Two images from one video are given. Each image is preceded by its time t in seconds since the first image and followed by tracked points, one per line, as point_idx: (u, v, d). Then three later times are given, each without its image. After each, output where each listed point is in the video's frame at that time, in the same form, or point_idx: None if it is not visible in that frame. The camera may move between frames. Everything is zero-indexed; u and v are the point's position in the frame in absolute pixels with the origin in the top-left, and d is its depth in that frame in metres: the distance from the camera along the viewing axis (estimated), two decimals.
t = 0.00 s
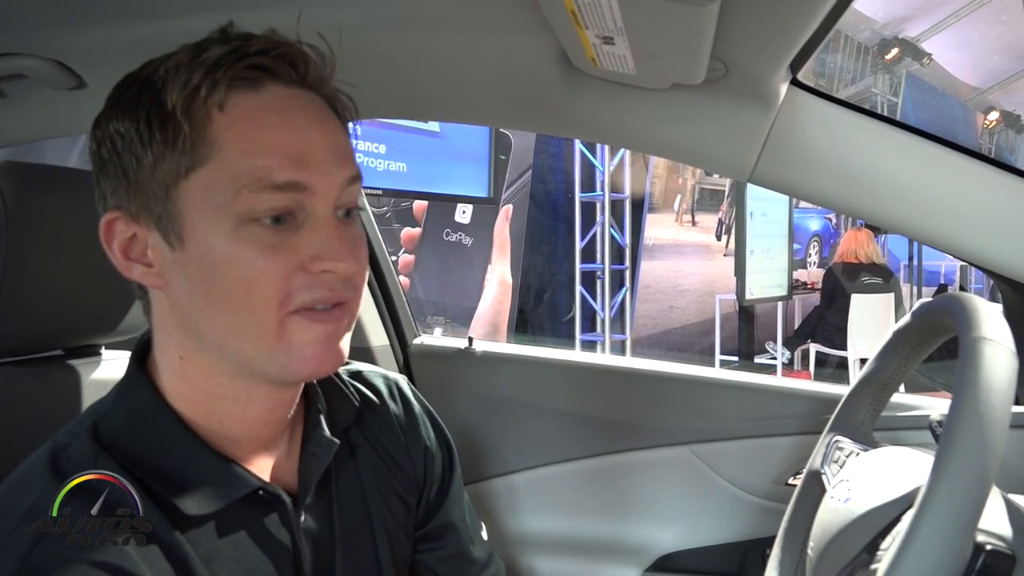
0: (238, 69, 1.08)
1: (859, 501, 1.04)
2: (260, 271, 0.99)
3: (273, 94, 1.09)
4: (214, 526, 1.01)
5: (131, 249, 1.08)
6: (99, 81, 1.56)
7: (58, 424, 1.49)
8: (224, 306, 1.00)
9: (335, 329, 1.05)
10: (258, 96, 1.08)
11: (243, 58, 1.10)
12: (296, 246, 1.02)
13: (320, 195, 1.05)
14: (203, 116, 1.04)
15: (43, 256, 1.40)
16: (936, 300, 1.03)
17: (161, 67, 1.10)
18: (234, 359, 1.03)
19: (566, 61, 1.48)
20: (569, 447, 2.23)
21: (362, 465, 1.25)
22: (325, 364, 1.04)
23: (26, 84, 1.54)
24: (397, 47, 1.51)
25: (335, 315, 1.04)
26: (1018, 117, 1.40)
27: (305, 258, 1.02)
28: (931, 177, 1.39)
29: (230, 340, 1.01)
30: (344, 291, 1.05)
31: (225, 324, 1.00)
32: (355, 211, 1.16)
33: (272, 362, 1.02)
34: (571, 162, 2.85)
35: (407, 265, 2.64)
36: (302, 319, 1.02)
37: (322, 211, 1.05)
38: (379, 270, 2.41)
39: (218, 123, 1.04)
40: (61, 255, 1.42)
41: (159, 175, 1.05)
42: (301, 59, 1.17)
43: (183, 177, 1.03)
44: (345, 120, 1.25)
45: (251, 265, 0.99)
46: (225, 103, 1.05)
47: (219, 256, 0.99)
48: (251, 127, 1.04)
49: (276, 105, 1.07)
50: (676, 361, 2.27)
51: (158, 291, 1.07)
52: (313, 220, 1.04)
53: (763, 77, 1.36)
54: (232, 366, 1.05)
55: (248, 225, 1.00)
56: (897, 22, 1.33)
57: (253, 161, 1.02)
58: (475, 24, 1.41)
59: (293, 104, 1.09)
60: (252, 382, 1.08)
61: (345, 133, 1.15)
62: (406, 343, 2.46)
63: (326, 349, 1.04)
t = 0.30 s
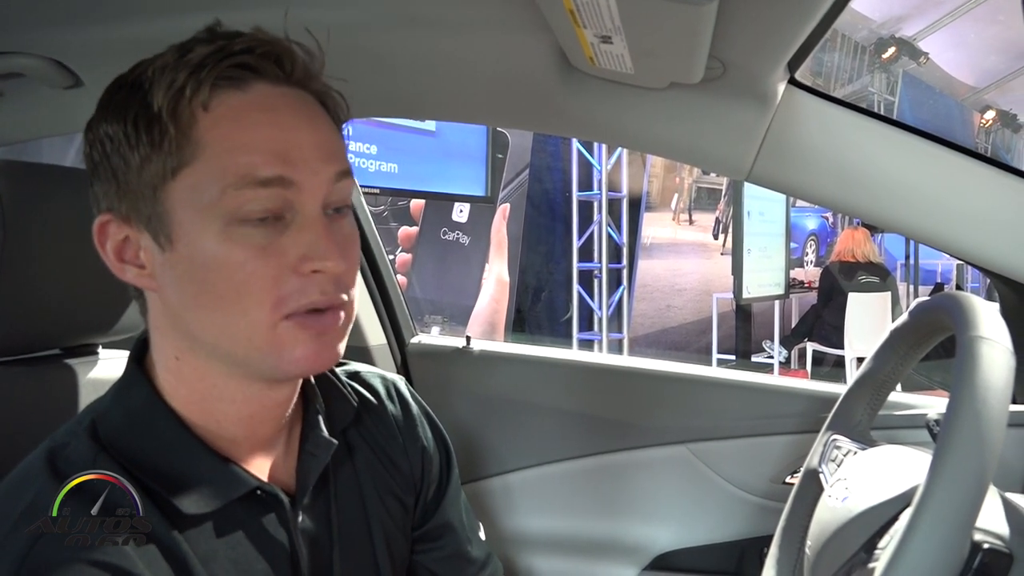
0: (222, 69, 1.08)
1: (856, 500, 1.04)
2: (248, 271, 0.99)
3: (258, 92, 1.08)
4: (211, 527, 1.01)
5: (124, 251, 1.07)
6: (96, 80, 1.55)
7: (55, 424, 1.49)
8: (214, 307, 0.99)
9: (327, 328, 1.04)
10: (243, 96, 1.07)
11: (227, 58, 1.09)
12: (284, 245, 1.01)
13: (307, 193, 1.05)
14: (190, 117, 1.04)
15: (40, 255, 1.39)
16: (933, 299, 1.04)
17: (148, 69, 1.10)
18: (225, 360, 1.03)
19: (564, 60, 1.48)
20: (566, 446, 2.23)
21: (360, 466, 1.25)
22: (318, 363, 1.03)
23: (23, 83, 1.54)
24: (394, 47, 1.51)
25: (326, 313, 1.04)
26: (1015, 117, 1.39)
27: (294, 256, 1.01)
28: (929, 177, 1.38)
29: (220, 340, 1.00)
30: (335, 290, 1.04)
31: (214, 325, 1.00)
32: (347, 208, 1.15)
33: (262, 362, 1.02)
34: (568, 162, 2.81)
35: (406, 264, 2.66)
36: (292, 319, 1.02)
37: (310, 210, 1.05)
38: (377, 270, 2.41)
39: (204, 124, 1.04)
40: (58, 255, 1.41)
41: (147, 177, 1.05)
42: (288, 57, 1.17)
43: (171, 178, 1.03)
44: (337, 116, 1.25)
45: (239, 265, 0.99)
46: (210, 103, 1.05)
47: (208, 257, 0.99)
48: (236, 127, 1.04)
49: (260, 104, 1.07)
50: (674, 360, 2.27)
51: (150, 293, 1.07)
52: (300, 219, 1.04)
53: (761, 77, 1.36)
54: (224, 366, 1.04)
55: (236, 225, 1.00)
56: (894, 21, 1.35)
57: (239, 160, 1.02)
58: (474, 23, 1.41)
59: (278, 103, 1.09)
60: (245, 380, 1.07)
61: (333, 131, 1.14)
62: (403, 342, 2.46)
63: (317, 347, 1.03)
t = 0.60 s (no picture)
0: (157, 78, 1.04)
1: (854, 500, 1.04)
2: (203, 285, 0.98)
3: (197, 98, 1.05)
4: (208, 529, 1.01)
5: (102, 267, 1.07)
6: (92, 80, 1.55)
7: (52, 425, 1.48)
8: (173, 321, 1.00)
9: (294, 331, 1.03)
10: (180, 103, 1.04)
11: (162, 64, 1.05)
12: (236, 254, 1.00)
13: (255, 198, 1.03)
14: (133, 133, 1.02)
15: (36, 256, 1.39)
16: (931, 298, 1.04)
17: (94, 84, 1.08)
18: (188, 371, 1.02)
19: (560, 61, 1.48)
20: (564, 446, 2.23)
21: (358, 469, 1.24)
22: (285, 367, 1.02)
23: (19, 84, 1.54)
24: (391, 47, 1.51)
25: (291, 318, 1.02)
26: (1010, 116, 1.40)
27: (248, 264, 1.00)
28: (925, 177, 1.38)
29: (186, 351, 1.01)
30: (297, 293, 1.02)
31: (178, 338, 1.00)
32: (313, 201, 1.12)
33: (232, 368, 1.01)
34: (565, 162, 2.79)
35: (401, 264, 2.61)
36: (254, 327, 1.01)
37: (260, 214, 1.03)
38: (374, 270, 2.41)
39: (146, 140, 1.02)
40: (54, 256, 1.41)
41: (104, 194, 1.04)
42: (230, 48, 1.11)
43: (123, 196, 1.02)
44: (299, 98, 1.20)
45: (195, 280, 0.98)
46: (145, 115, 1.02)
47: (165, 273, 0.99)
48: (177, 139, 1.01)
49: (196, 110, 1.04)
50: (671, 360, 2.27)
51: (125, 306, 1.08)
52: (250, 224, 1.02)
53: (757, 77, 1.36)
54: (199, 372, 1.04)
55: (183, 238, 0.99)
56: (890, 21, 1.35)
57: (183, 173, 1.00)
58: (470, 23, 1.41)
59: (216, 106, 1.05)
60: (232, 387, 1.06)
61: (282, 125, 1.10)
62: (401, 343, 2.46)
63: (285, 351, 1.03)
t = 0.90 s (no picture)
0: (98, 96, 1.02)
1: (856, 500, 1.04)
2: (155, 308, 0.98)
3: (142, 114, 1.03)
4: (203, 533, 1.01)
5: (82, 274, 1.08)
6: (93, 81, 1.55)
7: (54, 425, 1.48)
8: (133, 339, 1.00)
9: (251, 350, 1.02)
10: (125, 120, 1.02)
11: (101, 80, 1.02)
12: (184, 276, 0.99)
13: (202, 216, 1.01)
14: (84, 154, 1.02)
15: (38, 257, 1.39)
16: (931, 298, 1.04)
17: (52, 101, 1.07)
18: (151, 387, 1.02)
19: (561, 61, 1.48)
20: (565, 446, 2.23)
21: (357, 469, 1.25)
22: (246, 385, 1.01)
23: (21, 84, 1.54)
24: (393, 48, 1.51)
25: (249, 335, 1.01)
26: (1012, 116, 1.39)
27: (197, 285, 0.99)
28: (925, 177, 1.38)
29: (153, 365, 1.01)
30: (254, 310, 1.01)
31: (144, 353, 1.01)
32: (279, 205, 1.09)
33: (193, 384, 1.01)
34: (567, 162, 2.78)
35: (402, 265, 2.60)
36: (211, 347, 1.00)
37: (208, 232, 1.01)
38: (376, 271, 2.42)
39: (95, 161, 1.01)
40: (55, 256, 1.41)
41: (69, 209, 1.05)
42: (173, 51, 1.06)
43: (82, 216, 1.03)
44: (261, 91, 1.14)
45: (147, 302, 0.98)
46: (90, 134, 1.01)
47: (126, 292, 1.00)
48: (124, 160, 1.00)
49: (140, 127, 1.02)
50: (672, 360, 2.27)
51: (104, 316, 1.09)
52: (197, 244, 1.00)
53: (759, 77, 1.37)
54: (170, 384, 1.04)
55: (133, 258, 0.99)
56: (891, 21, 1.35)
57: (131, 194, 0.99)
58: (471, 23, 1.41)
59: (159, 122, 1.03)
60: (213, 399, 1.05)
61: (232, 135, 1.06)
62: (402, 343, 2.46)
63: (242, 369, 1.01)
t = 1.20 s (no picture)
0: (116, 90, 1.02)
1: (860, 503, 1.04)
2: (163, 303, 0.98)
3: (158, 110, 1.03)
4: (205, 534, 1.00)
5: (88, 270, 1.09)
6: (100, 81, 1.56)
7: (60, 424, 1.49)
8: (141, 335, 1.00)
9: (262, 350, 1.01)
10: (141, 116, 1.03)
11: (119, 75, 1.03)
12: (192, 272, 0.98)
13: (213, 213, 1.01)
14: (98, 148, 1.02)
15: (45, 255, 1.39)
16: (937, 301, 1.04)
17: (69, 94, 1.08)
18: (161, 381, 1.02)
19: (567, 62, 1.48)
20: (569, 447, 2.23)
21: (360, 468, 1.25)
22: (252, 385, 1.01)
23: (27, 83, 1.54)
24: (399, 48, 1.51)
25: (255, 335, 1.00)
26: (1018, 118, 1.39)
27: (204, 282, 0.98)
28: (930, 178, 1.38)
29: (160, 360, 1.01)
30: (261, 309, 1.00)
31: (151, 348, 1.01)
32: (291, 206, 1.09)
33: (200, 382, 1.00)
34: (571, 163, 2.78)
35: (408, 264, 2.61)
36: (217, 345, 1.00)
37: (219, 229, 1.01)
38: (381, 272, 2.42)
39: (109, 154, 1.02)
40: (60, 255, 1.41)
41: (80, 204, 1.05)
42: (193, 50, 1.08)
43: (93, 209, 1.03)
44: (278, 94, 1.15)
45: (155, 296, 0.98)
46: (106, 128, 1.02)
47: (133, 287, 0.99)
48: (137, 155, 1.01)
49: (155, 123, 1.02)
50: (676, 361, 2.27)
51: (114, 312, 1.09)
52: (208, 240, 1.00)
53: (765, 79, 1.37)
54: (177, 381, 1.04)
55: (143, 254, 0.99)
56: (898, 22, 1.33)
57: (142, 189, 0.99)
58: (477, 23, 1.41)
59: (175, 119, 1.03)
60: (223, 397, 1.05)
61: (247, 134, 1.06)
62: (407, 343, 2.47)
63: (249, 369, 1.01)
